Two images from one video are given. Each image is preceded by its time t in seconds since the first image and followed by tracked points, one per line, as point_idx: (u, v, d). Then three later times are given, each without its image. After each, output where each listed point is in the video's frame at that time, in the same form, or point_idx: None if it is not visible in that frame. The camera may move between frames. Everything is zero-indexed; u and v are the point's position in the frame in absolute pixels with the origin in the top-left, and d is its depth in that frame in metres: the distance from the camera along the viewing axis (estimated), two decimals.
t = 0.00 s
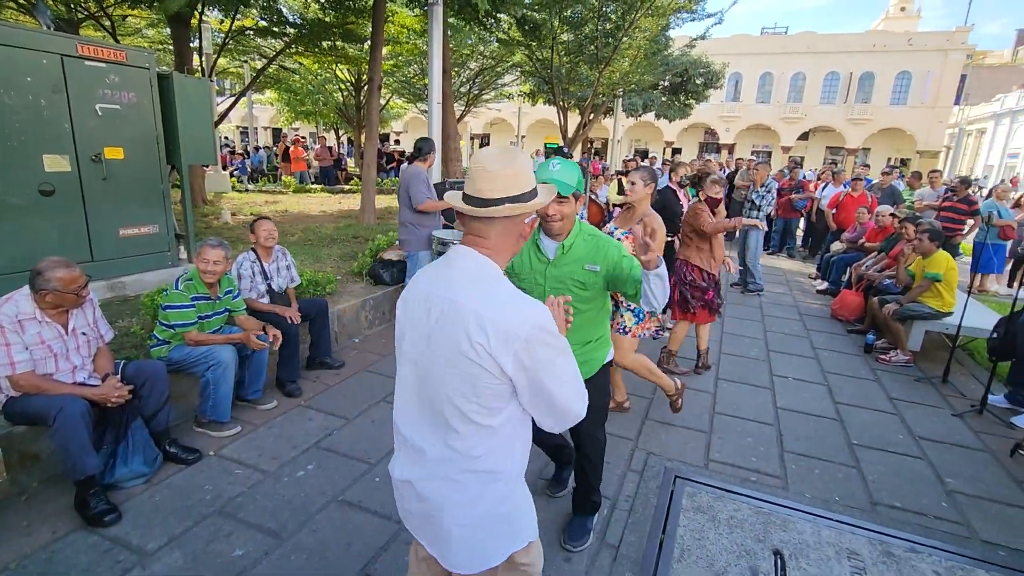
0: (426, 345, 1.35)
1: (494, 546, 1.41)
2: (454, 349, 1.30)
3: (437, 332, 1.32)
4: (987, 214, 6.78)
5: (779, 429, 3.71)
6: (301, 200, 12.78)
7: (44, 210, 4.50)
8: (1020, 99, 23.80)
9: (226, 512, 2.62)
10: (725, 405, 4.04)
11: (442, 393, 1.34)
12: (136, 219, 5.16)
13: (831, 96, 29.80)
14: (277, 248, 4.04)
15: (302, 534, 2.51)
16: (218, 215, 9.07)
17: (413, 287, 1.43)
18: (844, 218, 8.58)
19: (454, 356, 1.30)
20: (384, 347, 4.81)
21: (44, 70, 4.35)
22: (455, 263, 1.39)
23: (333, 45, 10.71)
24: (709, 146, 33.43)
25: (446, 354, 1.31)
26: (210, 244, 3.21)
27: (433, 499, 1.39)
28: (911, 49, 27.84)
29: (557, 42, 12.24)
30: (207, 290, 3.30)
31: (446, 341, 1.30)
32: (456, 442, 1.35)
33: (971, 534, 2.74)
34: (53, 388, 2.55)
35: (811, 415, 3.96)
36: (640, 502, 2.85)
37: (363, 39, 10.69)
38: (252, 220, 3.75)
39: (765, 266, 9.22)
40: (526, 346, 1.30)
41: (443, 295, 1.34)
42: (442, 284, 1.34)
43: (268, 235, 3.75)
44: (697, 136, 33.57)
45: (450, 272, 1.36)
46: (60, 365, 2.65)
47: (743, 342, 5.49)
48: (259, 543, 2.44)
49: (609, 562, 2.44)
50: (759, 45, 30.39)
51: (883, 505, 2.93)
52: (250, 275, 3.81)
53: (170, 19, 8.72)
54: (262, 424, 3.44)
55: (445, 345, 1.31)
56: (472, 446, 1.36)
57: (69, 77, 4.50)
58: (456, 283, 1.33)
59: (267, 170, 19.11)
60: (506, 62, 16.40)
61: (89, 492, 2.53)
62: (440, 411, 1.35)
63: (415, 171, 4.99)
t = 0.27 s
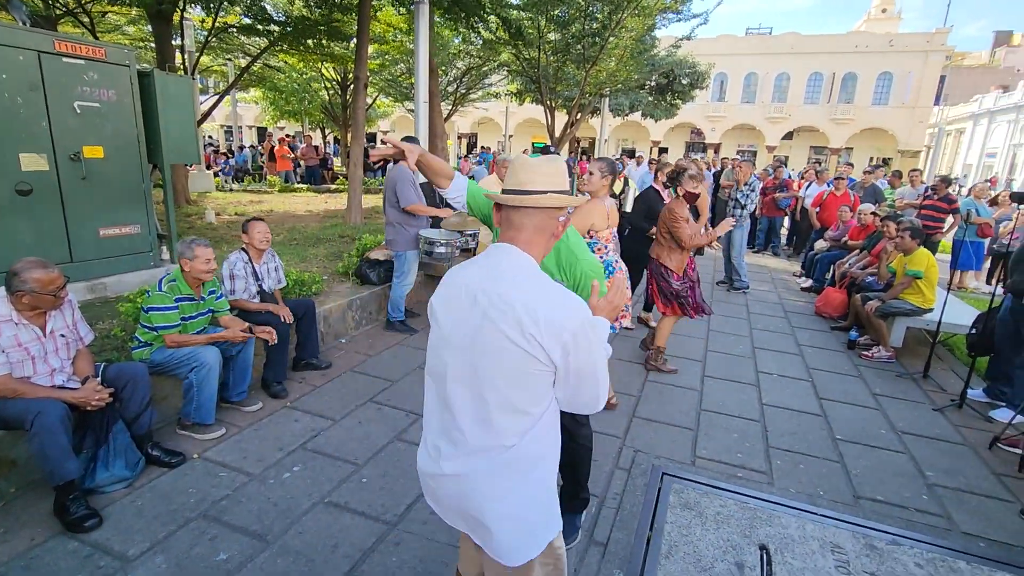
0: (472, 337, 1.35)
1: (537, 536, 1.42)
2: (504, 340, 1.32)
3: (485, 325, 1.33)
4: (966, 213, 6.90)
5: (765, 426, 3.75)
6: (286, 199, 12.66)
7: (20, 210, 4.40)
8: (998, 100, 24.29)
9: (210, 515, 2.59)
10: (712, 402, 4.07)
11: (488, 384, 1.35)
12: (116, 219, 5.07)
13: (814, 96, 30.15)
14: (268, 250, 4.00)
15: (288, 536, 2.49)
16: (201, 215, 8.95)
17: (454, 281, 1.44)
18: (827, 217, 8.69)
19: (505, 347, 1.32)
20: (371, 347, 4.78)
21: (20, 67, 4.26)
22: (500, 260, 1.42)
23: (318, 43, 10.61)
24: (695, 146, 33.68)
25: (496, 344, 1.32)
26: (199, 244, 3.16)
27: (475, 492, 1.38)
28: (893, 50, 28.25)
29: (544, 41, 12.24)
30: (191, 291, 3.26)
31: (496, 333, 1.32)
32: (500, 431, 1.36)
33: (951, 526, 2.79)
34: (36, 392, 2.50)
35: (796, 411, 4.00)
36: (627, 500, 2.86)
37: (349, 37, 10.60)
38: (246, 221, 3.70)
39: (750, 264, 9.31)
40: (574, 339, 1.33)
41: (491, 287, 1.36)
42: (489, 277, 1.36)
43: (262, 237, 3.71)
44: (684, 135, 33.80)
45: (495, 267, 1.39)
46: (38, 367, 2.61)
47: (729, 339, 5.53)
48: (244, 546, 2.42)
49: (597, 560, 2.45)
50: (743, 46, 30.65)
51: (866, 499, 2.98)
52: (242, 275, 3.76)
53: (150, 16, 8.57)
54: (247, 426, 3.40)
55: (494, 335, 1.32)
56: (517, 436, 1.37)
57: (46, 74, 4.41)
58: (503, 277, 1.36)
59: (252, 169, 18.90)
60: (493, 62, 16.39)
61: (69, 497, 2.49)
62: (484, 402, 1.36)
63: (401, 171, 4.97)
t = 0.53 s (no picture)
0: (504, 330, 1.35)
1: (563, 520, 1.48)
2: (535, 332, 1.33)
3: (517, 317, 1.33)
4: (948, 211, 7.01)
5: (753, 423, 3.78)
6: (274, 200, 12.56)
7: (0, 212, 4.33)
8: (979, 100, 24.70)
9: (197, 520, 2.56)
10: (701, 401, 4.10)
11: (521, 376, 1.36)
12: (100, 220, 5.00)
13: (800, 96, 30.47)
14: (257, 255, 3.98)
15: (277, 540, 2.47)
16: (188, 216, 8.86)
17: (476, 275, 1.43)
18: (813, 215, 8.78)
19: (538, 339, 1.33)
20: (360, 348, 4.76)
21: None
22: (522, 252, 1.42)
23: (305, 43, 10.54)
24: (683, 146, 33.89)
25: (529, 337, 1.33)
26: (185, 246, 3.12)
27: (507, 480, 1.41)
28: (876, 51, 28.60)
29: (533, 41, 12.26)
30: (175, 293, 3.20)
31: (528, 324, 1.33)
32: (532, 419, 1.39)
33: (936, 520, 2.83)
34: (19, 397, 2.46)
35: (783, 408, 4.04)
36: (617, 498, 2.87)
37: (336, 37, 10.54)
38: (236, 223, 3.66)
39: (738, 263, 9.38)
40: (603, 328, 1.37)
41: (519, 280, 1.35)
42: (516, 269, 1.36)
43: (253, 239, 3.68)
44: (672, 135, 34.02)
45: (521, 260, 1.39)
46: (19, 371, 2.57)
47: (718, 337, 5.58)
48: (232, 550, 2.39)
49: (588, 558, 2.45)
50: (730, 46, 30.90)
51: (852, 495, 3.01)
52: (236, 276, 3.74)
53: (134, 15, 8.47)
54: (234, 429, 3.37)
55: (528, 328, 1.33)
56: (547, 424, 1.40)
57: (27, 73, 4.33)
58: (532, 270, 1.36)
59: (239, 170, 18.72)
60: (482, 62, 16.37)
61: (52, 503, 2.45)
62: (514, 394, 1.37)
63: (389, 171, 4.94)
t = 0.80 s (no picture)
0: (534, 316, 1.48)
1: (595, 490, 1.59)
2: (565, 316, 1.46)
3: (551, 308, 1.47)
4: (937, 213, 7.08)
5: (746, 424, 3.80)
6: (267, 204, 12.51)
7: None
8: (966, 102, 24.99)
9: (190, 527, 2.54)
10: (695, 402, 4.12)
11: (556, 362, 1.48)
12: (90, 225, 4.97)
13: (791, 99, 30.72)
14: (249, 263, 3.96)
15: (270, 546, 2.45)
16: (179, 221, 8.81)
17: (505, 274, 1.55)
18: (804, 217, 8.85)
19: (571, 326, 1.47)
20: (354, 353, 4.74)
21: None
22: (546, 250, 1.57)
23: (297, 47, 10.52)
24: (676, 148, 34.04)
25: (563, 325, 1.46)
26: (176, 250, 3.10)
27: (546, 461, 1.51)
28: (865, 54, 28.82)
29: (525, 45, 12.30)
30: (165, 298, 3.18)
31: (561, 313, 1.46)
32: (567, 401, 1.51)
33: (927, 518, 2.85)
34: (9, 405, 2.43)
35: (776, 409, 4.06)
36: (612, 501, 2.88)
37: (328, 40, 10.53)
38: (227, 227, 3.62)
39: (731, 264, 9.44)
40: (624, 314, 1.54)
41: (544, 271, 1.50)
42: (545, 266, 1.51)
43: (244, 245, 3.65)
44: (664, 138, 34.19)
45: (547, 257, 1.53)
46: (8, 378, 2.54)
47: (711, 339, 5.60)
48: (224, 557, 2.37)
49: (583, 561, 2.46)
50: (721, 50, 31.12)
51: (845, 494, 3.03)
52: (229, 282, 3.71)
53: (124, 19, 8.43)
54: (227, 434, 3.35)
55: (562, 318, 1.46)
56: (580, 405, 1.53)
57: (15, 78, 4.30)
58: (560, 265, 1.51)
59: (231, 174, 18.63)
60: (474, 66, 16.39)
61: (42, 512, 2.42)
62: (551, 379, 1.49)
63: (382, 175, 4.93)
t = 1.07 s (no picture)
0: (590, 317, 1.59)
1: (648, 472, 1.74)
2: (624, 313, 1.58)
3: (606, 308, 1.58)
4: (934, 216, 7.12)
5: (746, 429, 3.80)
6: (265, 210, 12.51)
7: None
8: (961, 106, 25.14)
9: (190, 535, 2.54)
10: (694, 407, 4.12)
11: (613, 357, 1.60)
12: (89, 232, 4.97)
13: (787, 104, 30.86)
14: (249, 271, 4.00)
15: (270, 553, 2.44)
16: (178, 227, 8.81)
17: (555, 277, 1.64)
18: (801, 221, 8.88)
19: (625, 325, 1.58)
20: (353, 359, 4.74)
21: None
22: (590, 252, 1.67)
23: (295, 53, 10.56)
24: (673, 153, 34.16)
25: (619, 325, 1.58)
26: (173, 256, 3.09)
27: (607, 449, 1.64)
28: (860, 59, 28.95)
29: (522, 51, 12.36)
30: (165, 305, 3.20)
31: (614, 314, 1.58)
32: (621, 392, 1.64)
33: (927, 522, 2.86)
34: (9, 413, 2.43)
35: (775, 413, 4.07)
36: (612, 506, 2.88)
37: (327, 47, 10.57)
38: (224, 237, 3.66)
39: (729, 269, 9.47)
40: (667, 308, 1.66)
41: (596, 274, 1.60)
42: (595, 268, 1.61)
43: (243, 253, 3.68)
44: (661, 143, 34.31)
45: (597, 260, 1.64)
46: (6, 385, 2.53)
47: (710, 343, 5.62)
48: (224, 565, 2.36)
49: (584, 567, 2.45)
50: (718, 55, 31.28)
51: (845, 498, 3.03)
52: (226, 292, 3.72)
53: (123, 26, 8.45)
54: (227, 441, 3.35)
55: (617, 317, 1.58)
56: (632, 395, 1.67)
57: (15, 86, 4.32)
58: (609, 267, 1.62)
59: (229, 180, 18.63)
60: (472, 72, 16.44)
61: (42, 520, 2.41)
62: (607, 373, 1.61)
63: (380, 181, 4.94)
